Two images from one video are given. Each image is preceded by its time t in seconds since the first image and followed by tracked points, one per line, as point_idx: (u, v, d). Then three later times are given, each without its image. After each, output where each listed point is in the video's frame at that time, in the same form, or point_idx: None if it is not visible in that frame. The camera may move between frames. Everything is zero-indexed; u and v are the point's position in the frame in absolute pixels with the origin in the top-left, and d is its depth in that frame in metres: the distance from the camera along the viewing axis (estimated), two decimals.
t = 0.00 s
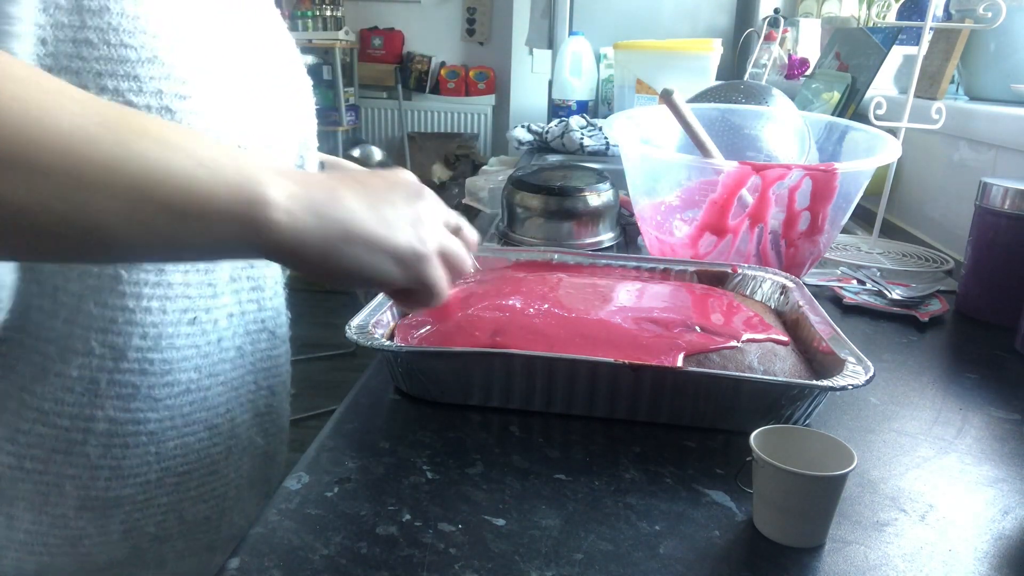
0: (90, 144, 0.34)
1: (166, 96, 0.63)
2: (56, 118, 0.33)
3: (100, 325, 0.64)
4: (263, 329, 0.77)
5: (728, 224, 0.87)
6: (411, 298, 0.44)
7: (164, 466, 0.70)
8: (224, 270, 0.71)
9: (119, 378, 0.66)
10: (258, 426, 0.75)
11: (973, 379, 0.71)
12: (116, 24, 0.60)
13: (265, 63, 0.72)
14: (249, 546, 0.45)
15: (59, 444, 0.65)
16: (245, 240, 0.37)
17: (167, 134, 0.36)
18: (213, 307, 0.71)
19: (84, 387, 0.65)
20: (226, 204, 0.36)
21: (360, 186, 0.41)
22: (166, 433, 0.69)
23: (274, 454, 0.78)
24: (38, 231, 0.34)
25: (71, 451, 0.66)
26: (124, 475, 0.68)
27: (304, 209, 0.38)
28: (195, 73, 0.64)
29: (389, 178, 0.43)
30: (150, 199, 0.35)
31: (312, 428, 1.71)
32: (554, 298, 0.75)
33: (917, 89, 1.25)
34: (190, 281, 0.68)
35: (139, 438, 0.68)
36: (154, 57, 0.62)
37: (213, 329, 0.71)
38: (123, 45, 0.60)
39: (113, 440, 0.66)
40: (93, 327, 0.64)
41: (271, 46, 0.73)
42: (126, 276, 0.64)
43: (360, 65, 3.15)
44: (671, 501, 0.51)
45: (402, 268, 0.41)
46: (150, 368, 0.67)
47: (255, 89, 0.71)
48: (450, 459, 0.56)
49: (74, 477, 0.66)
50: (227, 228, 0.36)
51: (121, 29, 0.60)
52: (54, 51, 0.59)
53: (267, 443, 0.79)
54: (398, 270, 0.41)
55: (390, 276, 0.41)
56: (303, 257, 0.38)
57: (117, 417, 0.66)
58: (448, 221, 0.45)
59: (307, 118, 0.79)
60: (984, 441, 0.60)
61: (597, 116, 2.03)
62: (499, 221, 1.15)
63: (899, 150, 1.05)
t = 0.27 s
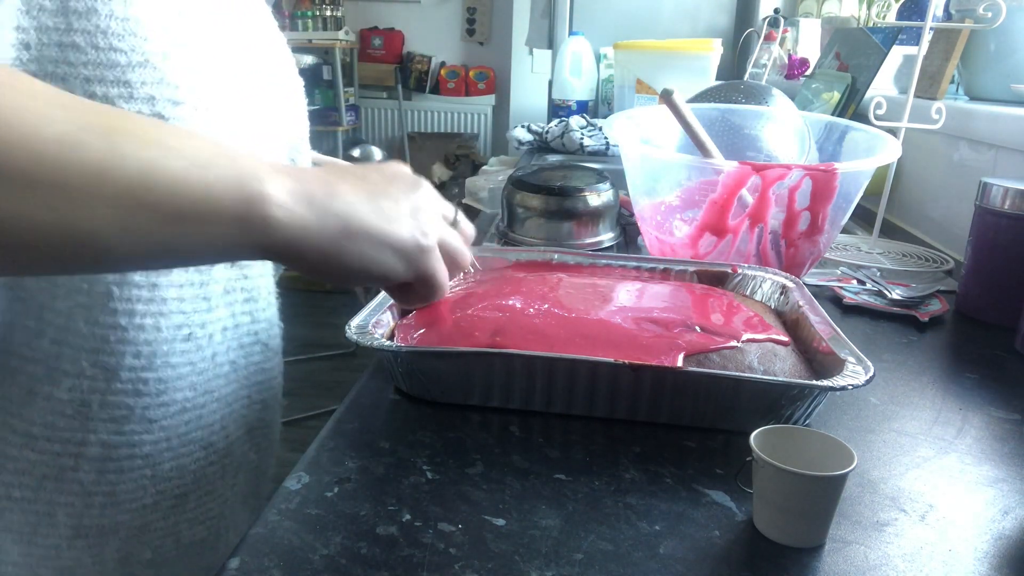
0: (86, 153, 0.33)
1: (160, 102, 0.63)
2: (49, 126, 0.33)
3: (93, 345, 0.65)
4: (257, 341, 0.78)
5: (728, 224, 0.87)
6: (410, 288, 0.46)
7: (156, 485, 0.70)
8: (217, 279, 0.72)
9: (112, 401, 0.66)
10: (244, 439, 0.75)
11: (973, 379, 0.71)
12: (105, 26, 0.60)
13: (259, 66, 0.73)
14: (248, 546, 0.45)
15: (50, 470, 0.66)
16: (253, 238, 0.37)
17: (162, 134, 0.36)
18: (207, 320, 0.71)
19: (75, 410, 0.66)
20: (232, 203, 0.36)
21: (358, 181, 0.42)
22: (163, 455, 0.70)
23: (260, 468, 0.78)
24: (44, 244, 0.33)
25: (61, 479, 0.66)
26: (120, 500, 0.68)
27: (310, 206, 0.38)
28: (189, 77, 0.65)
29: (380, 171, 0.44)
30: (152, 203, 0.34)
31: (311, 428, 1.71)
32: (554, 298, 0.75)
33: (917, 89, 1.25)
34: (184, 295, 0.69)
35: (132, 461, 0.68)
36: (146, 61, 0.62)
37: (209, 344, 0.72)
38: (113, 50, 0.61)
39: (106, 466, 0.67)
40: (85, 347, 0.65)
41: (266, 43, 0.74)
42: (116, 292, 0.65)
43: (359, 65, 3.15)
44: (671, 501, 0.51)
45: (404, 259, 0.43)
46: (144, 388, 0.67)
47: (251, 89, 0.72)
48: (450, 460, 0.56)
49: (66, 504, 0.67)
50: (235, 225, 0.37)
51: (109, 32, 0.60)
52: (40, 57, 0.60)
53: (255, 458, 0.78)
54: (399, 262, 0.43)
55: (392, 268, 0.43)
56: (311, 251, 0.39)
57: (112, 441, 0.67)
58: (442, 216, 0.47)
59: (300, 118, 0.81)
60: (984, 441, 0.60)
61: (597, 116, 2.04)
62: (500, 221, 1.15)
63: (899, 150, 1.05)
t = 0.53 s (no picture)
0: (59, 169, 0.31)
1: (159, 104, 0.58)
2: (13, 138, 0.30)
3: (89, 361, 0.59)
4: (253, 349, 0.73)
5: (727, 224, 0.87)
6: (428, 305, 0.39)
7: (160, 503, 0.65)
8: (219, 289, 0.67)
9: (112, 421, 0.61)
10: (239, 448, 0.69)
11: (973, 379, 0.71)
12: (99, 25, 0.54)
13: (258, 63, 0.68)
14: (248, 546, 0.45)
15: (50, 495, 0.61)
16: (234, 249, 0.34)
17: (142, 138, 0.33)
18: (210, 332, 0.66)
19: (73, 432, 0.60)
20: (210, 213, 0.33)
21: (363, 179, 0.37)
22: (167, 476, 0.65)
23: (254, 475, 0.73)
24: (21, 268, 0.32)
25: (62, 505, 0.61)
26: (119, 520, 0.63)
27: (302, 210, 0.34)
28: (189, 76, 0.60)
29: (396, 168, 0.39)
30: (123, 217, 0.32)
31: (312, 428, 1.71)
32: (554, 298, 0.75)
33: (917, 89, 1.25)
34: (187, 307, 0.63)
35: (135, 480, 0.63)
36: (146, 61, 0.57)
37: (211, 356, 0.67)
38: (110, 52, 0.55)
39: (108, 487, 0.62)
40: (81, 363, 0.59)
41: (264, 43, 0.70)
42: (118, 308, 0.59)
43: (360, 65, 3.15)
44: (671, 501, 0.52)
45: (411, 270, 0.36)
46: (145, 407, 0.62)
47: (254, 88, 0.67)
48: (450, 459, 0.56)
49: (70, 531, 0.62)
50: (216, 237, 0.33)
51: (104, 32, 0.55)
52: (30, 59, 0.53)
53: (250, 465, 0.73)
54: (405, 274, 0.36)
55: (396, 281, 0.36)
56: (300, 263, 0.35)
57: (111, 462, 0.62)
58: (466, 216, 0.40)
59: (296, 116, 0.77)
60: (984, 441, 0.60)
61: (597, 116, 2.04)
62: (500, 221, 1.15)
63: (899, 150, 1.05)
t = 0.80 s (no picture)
0: (61, 234, 0.28)
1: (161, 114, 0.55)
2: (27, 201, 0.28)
3: (92, 384, 0.56)
4: (256, 360, 0.70)
5: (727, 224, 0.87)
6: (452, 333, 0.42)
7: (164, 524, 0.62)
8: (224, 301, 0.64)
9: (116, 444, 0.58)
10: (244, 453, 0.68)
11: (973, 379, 0.71)
12: (96, 35, 0.51)
13: (259, 68, 0.65)
14: (249, 546, 0.45)
15: (51, 523, 0.57)
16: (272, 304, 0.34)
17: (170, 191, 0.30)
18: (216, 347, 0.63)
19: (76, 456, 0.57)
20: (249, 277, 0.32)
21: (404, 222, 0.36)
22: (173, 496, 0.62)
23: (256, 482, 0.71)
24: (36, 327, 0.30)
25: (65, 531, 0.58)
26: (123, 544, 0.60)
27: (327, 263, 0.34)
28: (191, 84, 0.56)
29: (432, 197, 0.39)
30: (155, 283, 0.31)
31: (312, 428, 1.71)
32: (554, 298, 0.75)
33: (917, 89, 1.25)
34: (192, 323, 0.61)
35: (140, 503, 0.60)
36: (145, 70, 0.53)
37: (216, 373, 0.64)
38: (107, 63, 0.52)
39: (112, 511, 0.59)
40: (84, 387, 0.55)
41: (258, 45, 0.67)
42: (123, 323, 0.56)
43: (360, 65, 3.15)
44: (671, 501, 0.52)
45: (446, 320, 0.39)
46: (151, 428, 0.59)
47: (255, 92, 0.64)
48: (450, 459, 0.56)
49: (72, 557, 0.59)
50: (250, 293, 0.33)
51: (101, 42, 0.51)
52: (24, 73, 0.50)
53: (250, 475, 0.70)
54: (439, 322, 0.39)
55: (427, 329, 0.39)
56: (337, 316, 0.35)
57: (116, 486, 0.59)
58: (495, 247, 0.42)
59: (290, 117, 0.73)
60: (984, 441, 0.60)
61: (597, 116, 2.04)
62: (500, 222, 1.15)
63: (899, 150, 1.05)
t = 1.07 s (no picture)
0: (89, 300, 0.28)
1: (156, 138, 0.50)
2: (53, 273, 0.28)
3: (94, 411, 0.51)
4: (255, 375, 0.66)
5: (727, 224, 0.86)
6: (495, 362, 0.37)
7: (167, 549, 0.56)
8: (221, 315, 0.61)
9: (119, 472, 0.53)
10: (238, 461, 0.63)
11: (973, 379, 0.71)
12: (88, 56, 0.46)
13: (250, 76, 0.61)
14: (249, 546, 0.45)
15: (53, 556, 0.53)
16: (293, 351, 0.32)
17: (194, 246, 0.30)
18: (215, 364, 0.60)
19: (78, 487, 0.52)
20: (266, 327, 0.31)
21: (426, 250, 0.33)
22: (177, 523, 0.57)
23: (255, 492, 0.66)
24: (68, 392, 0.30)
25: (66, 563, 0.53)
26: None
27: (347, 302, 0.32)
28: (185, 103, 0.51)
29: (456, 222, 0.34)
30: (175, 342, 0.30)
31: (312, 429, 1.71)
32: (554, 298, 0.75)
33: (917, 89, 1.25)
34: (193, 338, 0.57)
35: (143, 530, 0.55)
36: (139, 91, 0.48)
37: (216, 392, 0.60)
38: (100, 86, 0.47)
39: (114, 541, 0.54)
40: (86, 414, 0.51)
41: (244, 48, 0.61)
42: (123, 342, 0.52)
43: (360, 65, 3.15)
44: (671, 501, 0.52)
45: (472, 353, 0.34)
46: (154, 454, 0.54)
47: (245, 103, 0.59)
48: (450, 459, 0.56)
49: None
50: (280, 339, 0.31)
51: (93, 63, 0.46)
52: (13, 99, 0.44)
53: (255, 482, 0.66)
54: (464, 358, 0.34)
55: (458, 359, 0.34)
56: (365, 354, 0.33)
57: (118, 515, 0.54)
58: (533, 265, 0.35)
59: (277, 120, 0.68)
60: (984, 441, 0.60)
61: (597, 116, 2.04)
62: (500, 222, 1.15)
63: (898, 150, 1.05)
